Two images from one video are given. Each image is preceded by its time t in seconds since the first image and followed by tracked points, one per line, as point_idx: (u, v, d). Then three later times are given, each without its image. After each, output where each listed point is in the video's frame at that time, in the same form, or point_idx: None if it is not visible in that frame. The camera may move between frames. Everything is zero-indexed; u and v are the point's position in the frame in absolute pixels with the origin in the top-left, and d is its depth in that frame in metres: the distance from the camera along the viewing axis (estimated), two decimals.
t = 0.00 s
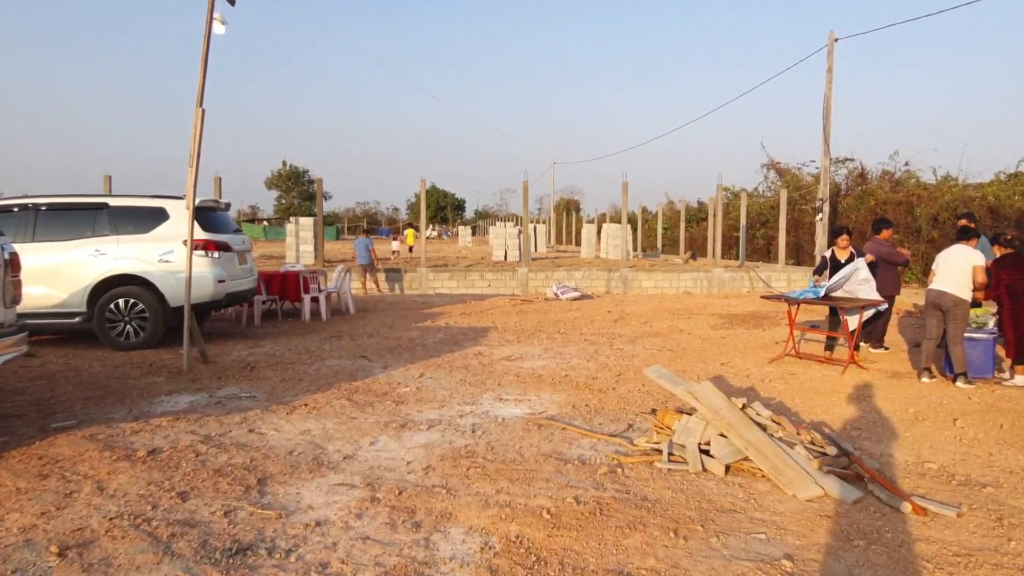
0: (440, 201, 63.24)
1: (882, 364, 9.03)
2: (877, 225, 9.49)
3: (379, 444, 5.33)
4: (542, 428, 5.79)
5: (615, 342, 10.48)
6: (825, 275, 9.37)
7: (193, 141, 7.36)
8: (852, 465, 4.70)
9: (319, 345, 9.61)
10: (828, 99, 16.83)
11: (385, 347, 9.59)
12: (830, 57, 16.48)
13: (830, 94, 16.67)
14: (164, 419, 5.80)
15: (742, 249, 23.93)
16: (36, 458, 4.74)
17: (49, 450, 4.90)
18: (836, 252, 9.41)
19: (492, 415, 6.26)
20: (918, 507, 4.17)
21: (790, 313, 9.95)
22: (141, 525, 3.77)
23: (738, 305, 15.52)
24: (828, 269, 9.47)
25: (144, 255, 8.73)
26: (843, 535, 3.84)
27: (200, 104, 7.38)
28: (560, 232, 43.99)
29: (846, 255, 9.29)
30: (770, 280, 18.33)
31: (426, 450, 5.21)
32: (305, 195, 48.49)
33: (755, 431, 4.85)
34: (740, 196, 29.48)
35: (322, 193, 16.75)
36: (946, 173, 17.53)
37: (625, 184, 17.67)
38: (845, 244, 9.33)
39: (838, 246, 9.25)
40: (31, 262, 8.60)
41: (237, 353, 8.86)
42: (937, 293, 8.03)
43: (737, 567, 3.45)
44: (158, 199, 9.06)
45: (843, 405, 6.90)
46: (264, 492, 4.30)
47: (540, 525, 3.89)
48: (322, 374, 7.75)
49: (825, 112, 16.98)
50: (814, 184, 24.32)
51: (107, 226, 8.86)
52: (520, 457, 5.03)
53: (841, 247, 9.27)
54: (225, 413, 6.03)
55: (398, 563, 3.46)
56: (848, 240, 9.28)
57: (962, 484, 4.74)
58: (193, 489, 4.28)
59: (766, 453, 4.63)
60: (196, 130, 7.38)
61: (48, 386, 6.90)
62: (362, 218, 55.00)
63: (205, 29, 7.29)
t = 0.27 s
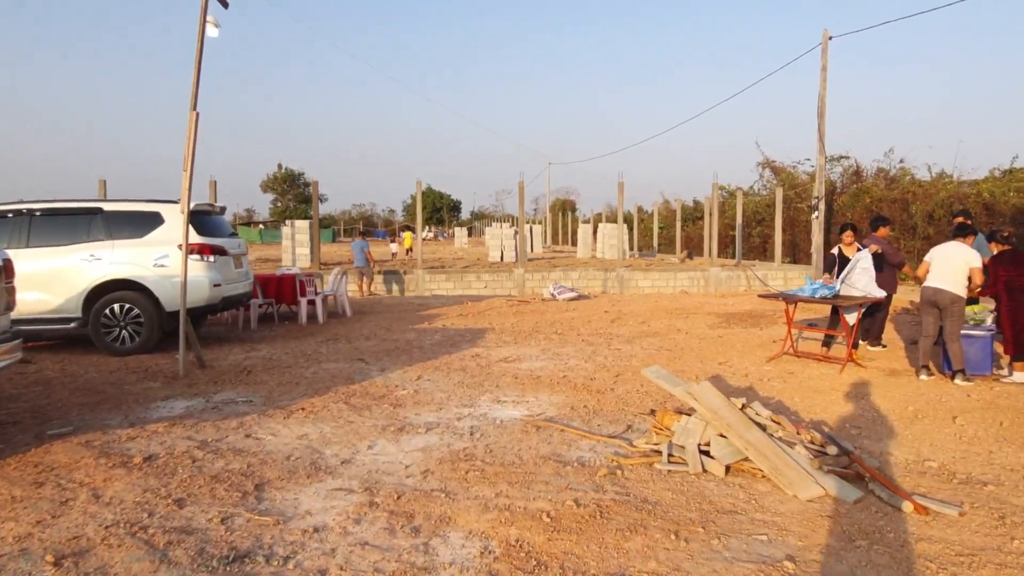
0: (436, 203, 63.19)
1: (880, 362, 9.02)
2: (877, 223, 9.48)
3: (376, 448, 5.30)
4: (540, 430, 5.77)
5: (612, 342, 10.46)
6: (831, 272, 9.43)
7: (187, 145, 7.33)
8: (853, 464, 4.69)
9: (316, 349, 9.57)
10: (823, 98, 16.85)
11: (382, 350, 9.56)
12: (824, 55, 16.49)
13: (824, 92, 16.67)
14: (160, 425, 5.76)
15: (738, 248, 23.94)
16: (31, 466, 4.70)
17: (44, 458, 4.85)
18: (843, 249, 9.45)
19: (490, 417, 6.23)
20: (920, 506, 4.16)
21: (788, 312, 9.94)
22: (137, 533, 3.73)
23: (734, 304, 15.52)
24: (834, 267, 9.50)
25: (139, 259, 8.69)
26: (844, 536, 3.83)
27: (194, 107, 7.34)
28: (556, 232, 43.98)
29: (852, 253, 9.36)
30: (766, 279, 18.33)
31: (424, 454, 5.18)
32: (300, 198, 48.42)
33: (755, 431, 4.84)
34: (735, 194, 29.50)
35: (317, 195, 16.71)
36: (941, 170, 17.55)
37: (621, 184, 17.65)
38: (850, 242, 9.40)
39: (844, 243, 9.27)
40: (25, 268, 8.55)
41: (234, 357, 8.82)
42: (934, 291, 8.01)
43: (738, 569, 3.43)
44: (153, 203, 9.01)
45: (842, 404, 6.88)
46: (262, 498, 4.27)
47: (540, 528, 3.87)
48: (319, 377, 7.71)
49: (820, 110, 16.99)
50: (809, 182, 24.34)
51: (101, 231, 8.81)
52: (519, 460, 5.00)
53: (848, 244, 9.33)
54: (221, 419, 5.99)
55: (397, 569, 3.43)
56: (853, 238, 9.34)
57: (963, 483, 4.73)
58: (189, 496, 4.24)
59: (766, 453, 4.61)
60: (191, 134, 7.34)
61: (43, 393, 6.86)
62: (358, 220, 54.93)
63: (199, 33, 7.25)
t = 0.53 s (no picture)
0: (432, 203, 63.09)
1: (880, 357, 8.98)
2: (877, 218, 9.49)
3: (374, 451, 5.23)
4: (540, 430, 5.71)
5: (610, 341, 10.41)
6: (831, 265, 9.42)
7: (180, 147, 7.25)
8: (855, 461, 4.64)
9: (312, 350, 9.50)
10: (817, 94, 16.81)
11: (378, 351, 9.49)
12: (819, 51, 16.46)
13: (819, 88, 16.64)
14: (154, 429, 5.69)
15: (734, 245, 23.90)
16: (24, 472, 4.63)
17: (36, 464, 4.78)
18: (845, 243, 9.43)
19: (488, 418, 6.17)
20: (925, 502, 4.11)
21: (787, 308, 9.89)
22: (131, 540, 3.67)
23: (732, 301, 15.48)
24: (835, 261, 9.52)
25: (133, 262, 8.60)
26: (849, 534, 3.78)
27: (186, 108, 7.27)
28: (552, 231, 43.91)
29: (853, 247, 9.33)
30: (763, 275, 18.30)
31: (422, 455, 5.11)
32: (296, 199, 48.31)
33: (756, 429, 4.79)
34: (731, 191, 29.47)
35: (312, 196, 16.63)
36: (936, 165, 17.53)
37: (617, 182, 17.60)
38: (852, 235, 9.38)
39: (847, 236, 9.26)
40: (18, 272, 8.47)
41: (229, 360, 8.74)
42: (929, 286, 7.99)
43: (743, 570, 3.37)
44: (146, 206, 8.93)
45: (843, 400, 6.83)
46: (258, 503, 4.20)
47: (540, 530, 3.81)
48: (315, 379, 7.64)
49: (815, 106, 16.96)
50: (804, 178, 24.31)
51: (94, 234, 8.72)
52: (519, 460, 4.94)
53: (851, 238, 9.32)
54: (217, 422, 5.93)
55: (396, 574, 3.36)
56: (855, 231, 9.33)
57: (967, 479, 4.68)
58: (184, 502, 4.18)
59: (768, 451, 4.56)
60: (183, 135, 7.27)
61: (36, 398, 6.78)
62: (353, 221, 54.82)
63: (190, 33, 7.18)
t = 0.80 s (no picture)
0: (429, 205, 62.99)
1: (883, 358, 8.88)
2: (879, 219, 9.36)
3: (370, 455, 5.12)
4: (539, 433, 5.60)
5: (610, 342, 10.30)
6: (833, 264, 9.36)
7: (173, 147, 7.14)
8: (863, 464, 4.54)
9: (308, 353, 9.38)
10: (816, 93, 16.73)
11: (376, 353, 9.38)
12: (817, 51, 16.38)
13: (818, 87, 16.56)
14: (146, 435, 5.57)
15: (733, 245, 23.81)
16: (11, 480, 4.51)
17: (24, 471, 4.66)
18: (848, 242, 9.38)
19: (487, 421, 6.06)
20: (935, 507, 4.00)
21: (788, 308, 9.80)
22: (119, 550, 3.55)
23: (732, 302, 15.38)
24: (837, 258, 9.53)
25: (126, 264, 8.48)
26: (859, 540, 3.67)
27: (179, 108, 7.16)
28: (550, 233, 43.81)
29: (856, 245, 9.27)
30: (763, 276, 18.21)
31: (420, 460, 5.00)
32: (293, 202, 48.18)
33: (761, 431, 4.68)
34: (729, 192, 29.39)
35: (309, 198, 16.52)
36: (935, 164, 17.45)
37: (615, 182, 17.51)
38: (855, 234, 9.31)
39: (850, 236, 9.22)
40: (9, 275, 8.35)
41: (224, 363, 8.62)
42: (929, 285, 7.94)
43: None
44: (139, 207, 8.81)
45: (847, 402, 6.73)
46: (251, 511, 4.09)
47: (541, 537, 3.70)
48: (311, 383, 7.52)
49: (813, 106, 16.88)
50: (802, 178, 24.22)
51: (87, 236, 8.61)
52: (518, 465, 4.83)
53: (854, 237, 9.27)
54: (210, 427, 5.81)
55: None
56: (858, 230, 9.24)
57: (976, 482, 4.58)
58: (175, 510, 4.06)
59: (774, 454, 4.45)
60: (176, 135, 7.15)
61: (27, 403, 6.65)
62: (351, 223, 54.73)
63: (183, 31, 7.06)
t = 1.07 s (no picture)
0: (431, 210, 62.91)
1: (892, 364, 8.74)
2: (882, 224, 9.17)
3: (371, 467, 5.00)
4: (544, 444, 5.47)
5: (614, 349, 10.17)
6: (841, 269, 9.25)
7: (170, 152, 7.03)
8: (879, 477, 4.41)
9: (308, 360, 9.25)
10: (819, 96, 16.63)
11: (377, 360, 9.26)
12: (820, 54, 16.28)
13: (821, 91, 16.45)
14: (142, 445, 5.45)
15: (736, 249, 23.68)
16: (1, 494, 4.39)
17: (15, 485, 4.54)
18: (856, 246, 9.32)
19: (490, 431, 5.93)
20: (955, 520, 3.87)
21: (795, 314, 9.67)
22: (110, 570, 3.43)
23: (736, 307, 15.24)
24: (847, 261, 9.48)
25: (124, 271, 8.37)
26: (877, 557, 3.54)
27: (177, 112, 7.07)
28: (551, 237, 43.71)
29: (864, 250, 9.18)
30: (766, 280, 18.07)
31: (422, 472, 4.87)
32: (294, 207, 48.13)
33: (772, 443, 4.56)
34: (731, 196, 29.27)
35: (309, 203, 16.41)
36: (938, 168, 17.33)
37: (618, 187, 17.41)
38: (863, 238, 9.21)
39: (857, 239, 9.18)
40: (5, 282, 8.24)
41: (223, 371, 8.50)
42: (936, 291, 7.82)
43: None
44: (137, 213, 8.70)
45: (858, 409, 6.59)
46: (247, 526, 3.96)
47: (547, 554, 3.57)
48: (312, 391, 7.39)
49: (816, 110, 16.77)
50: (805, 182, 24.11)
51: (84, 242, 8.50)
52: (523, 477, 4.70)
53: (861, 241, 9.21)
54: (207, 437, 5.68)
55: None
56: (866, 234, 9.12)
57: (995, 493, 4.45)
58: (169, 526, 3.94)
59: (786, 466, 4.32)
60: (174, 140, 7.05)
61: (21, 412, 6.53)
62: (352, 229, 54.67)
63: (181, 35, 6.96)
